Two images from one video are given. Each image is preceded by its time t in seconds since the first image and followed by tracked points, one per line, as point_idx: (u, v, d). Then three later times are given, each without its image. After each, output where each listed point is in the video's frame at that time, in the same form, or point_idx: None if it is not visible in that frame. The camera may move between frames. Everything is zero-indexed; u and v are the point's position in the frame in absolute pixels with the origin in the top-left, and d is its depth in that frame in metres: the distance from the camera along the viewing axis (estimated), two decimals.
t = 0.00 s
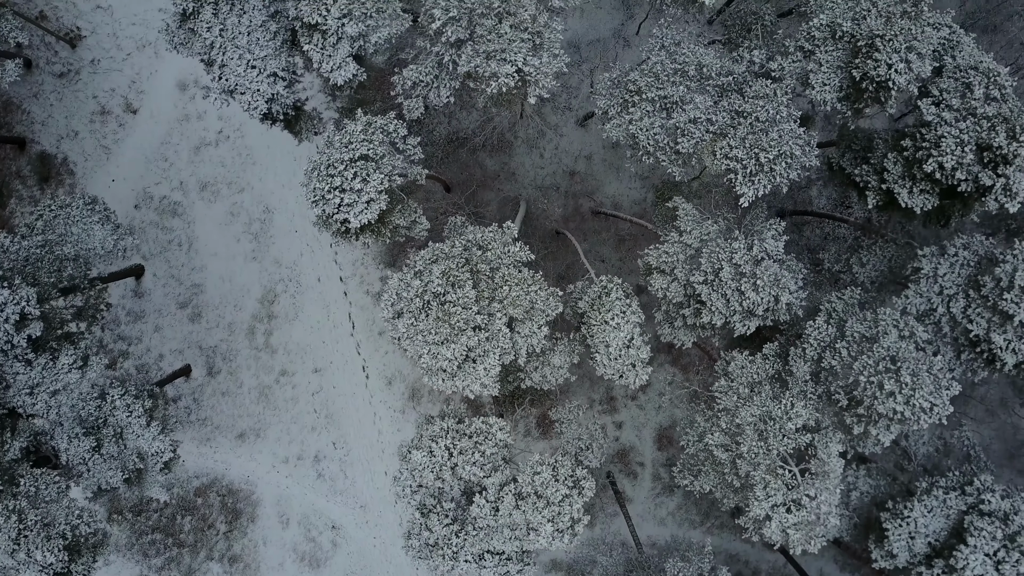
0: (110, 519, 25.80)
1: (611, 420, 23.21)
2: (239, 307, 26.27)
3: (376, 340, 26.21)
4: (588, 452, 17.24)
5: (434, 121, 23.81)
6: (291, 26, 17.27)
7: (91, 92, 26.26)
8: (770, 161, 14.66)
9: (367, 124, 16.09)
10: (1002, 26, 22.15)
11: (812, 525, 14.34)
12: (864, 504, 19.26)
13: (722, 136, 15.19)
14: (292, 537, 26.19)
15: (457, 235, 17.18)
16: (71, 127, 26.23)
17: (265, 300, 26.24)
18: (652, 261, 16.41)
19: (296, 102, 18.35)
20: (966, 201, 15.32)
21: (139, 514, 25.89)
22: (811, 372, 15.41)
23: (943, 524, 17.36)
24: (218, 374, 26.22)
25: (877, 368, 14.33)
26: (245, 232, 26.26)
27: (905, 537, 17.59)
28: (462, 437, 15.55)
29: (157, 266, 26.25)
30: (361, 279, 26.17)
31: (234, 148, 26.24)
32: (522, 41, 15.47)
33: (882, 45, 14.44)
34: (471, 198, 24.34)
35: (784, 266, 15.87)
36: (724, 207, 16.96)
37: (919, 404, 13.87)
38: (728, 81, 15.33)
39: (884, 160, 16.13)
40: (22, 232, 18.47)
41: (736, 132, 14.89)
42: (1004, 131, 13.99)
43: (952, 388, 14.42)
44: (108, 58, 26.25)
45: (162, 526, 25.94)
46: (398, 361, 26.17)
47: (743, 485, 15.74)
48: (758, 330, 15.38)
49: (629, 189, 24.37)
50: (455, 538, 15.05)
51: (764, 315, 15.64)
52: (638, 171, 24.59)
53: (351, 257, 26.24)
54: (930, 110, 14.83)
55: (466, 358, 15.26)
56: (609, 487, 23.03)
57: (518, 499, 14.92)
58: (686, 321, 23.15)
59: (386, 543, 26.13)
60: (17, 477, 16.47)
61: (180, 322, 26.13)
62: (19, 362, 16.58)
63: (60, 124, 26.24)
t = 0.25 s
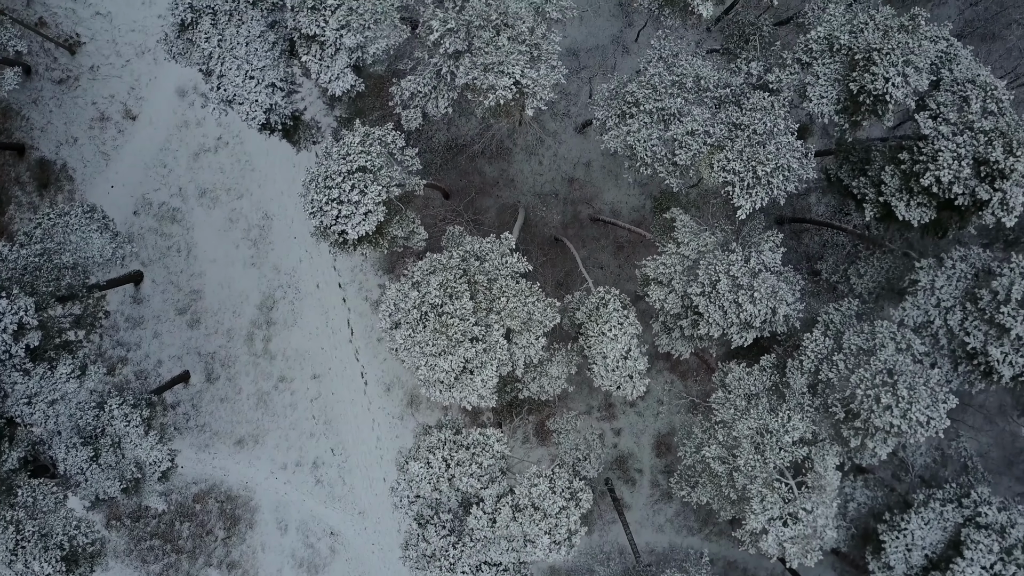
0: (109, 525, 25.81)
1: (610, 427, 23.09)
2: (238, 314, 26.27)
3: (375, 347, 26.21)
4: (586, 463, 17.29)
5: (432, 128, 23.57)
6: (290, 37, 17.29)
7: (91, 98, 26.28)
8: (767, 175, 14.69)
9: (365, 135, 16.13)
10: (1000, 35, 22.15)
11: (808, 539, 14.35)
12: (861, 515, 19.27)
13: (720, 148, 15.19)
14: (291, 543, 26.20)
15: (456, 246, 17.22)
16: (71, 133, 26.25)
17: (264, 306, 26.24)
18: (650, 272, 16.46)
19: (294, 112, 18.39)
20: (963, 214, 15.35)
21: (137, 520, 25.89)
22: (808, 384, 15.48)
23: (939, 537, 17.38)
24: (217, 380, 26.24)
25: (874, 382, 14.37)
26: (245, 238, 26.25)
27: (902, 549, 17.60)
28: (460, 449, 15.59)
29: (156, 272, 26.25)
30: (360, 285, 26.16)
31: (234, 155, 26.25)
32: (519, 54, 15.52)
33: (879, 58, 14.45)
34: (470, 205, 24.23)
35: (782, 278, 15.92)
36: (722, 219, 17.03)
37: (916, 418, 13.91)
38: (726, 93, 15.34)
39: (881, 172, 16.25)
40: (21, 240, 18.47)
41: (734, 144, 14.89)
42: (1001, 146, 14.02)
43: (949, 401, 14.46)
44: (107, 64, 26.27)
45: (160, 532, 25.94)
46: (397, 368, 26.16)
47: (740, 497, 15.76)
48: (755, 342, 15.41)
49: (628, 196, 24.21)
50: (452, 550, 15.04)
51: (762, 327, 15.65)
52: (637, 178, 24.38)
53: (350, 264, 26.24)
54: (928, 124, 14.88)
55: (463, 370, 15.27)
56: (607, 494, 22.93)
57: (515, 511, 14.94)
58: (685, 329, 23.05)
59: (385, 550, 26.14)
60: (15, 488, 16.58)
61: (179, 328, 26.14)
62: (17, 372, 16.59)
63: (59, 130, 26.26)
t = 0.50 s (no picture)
0: (107, 532, 25.82)
1: (609, 434, 23.04)
2: (237, 320, 26.29)
3: (374, 353, 26.20)
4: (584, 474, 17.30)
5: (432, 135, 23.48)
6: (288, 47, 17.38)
7: (90, 104, 26.32)
8: (764, 187, 14.72)
9: (363, 146, 16.22)
10: (999, 44, 22.17)
11: (805, 552, 14.36)
12: (858, 526, 19.29)
13: (718, 160, 15.22)
14: (289, 550, 26.20)
15: (454, 256, 17.25)
16: (70, 139, 26.28)
17: (263, 313, 26.25)
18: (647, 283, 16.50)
19: (292, 121, 18.42)
20: (961, 227, 15.38)
21: (135, 526, 25.89)
22: (805, 397, 15.56)
23: (936, 549, 17.38)
24: (216, 386, 26.26)
25: (871, 396, 14.42)
26: (244, 244, 26.26)
27: (899, 561, 17.60)
28: (457, 461, 15.64)
29: (154, 278, 26.28)
30: (359, 292, 26.14)
31: (233, 161, 26.26)
32: (517, 66, 15.59)
33: (876, 71, 14.48)
34: (469, 212, 24.24)
35: (779, 290, 15.97)
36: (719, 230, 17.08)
37: (912, 431, 13.95)
38: (723, 105, 15.43)
39: (878, 185, 16.31)
40: (20, 248, 18.46)
41: (731, 156, 14.92)
42: (998, 159, 14.06)
43: (945, 415, 14.49)
44: (106, 70, 26.30)
45: (159, 538, 25.94)
46: (395, 374, 26.14)
47: (738, 509, 15.77)
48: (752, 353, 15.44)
49: (626, 203, 24.16)
50: (449, 561, 15.03)
51: (760, 338, 15.66)
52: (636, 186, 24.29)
53: (349, 270, 26.24)
54: (924, 137, 14.90)
55: (461, 381, 15.29)
56: (604, 501, 22.92)
57: (512, 523, 14.95)
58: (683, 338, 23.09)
59: (383, 556, 26.12)
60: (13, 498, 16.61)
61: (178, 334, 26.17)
62: (15, 382, 16.65)
63: (58, 136, 26.29)
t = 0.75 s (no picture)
0: (106, 537, 25.85)
1: (608, 440, 22.99)
2: (236, 326, 26.30)
3: (373, 359, 26.15)
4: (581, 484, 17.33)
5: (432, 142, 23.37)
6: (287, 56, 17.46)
7: (90, 110, 26.35)
8: (762, 199, 14.74)
9: (361, 156, 16.37)
10: (997, 52, 22.18)
11: (801, 564, 14.37)
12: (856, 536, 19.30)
13: (715, 171, 15.26)
14: (288, 556, 26.22)
15: (452, 266, 17.33)
16: (70, 145, 26.32)
17: (262, 319, 26.25)
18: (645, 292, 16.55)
19: (291, 130, 18.43)
20: (958, 239, 15.42)
21: (134, 532, 25.91)
22: (802, 409, 15.68)
23: (933, 560, 17.40)
24: (215, 392, 26.27)
25: (868, 408, 14.51)
26: (243, 250, 26.25)
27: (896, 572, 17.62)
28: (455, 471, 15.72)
29: (153, 283, 26.30)
30: (358, 298, 26.10)
31: (232, 167, 26.26)
32: (515, 77, 15.64)
33: (873, 84, 14.53)
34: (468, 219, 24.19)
35: (777, 301, 16.03)
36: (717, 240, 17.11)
37: (909, 443, 13.99)
38: (721, 116, 15.53)
39: (876, 196, 16.31)
40: (19, 256, 18.44)
41: (729, 168, 14.96)
42: (995, 172, 14.19)
43: (942, 427, 14.53)
44: (106, 76, 26.32)
45: (157, 544, 25.96)
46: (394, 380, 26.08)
47: (735, 520, 15.79)
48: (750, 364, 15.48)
49: (624, 210, 24.02)
50: (447, 571, 15.06)
51: (757, 348, 15.68)
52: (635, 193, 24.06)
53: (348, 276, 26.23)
54: (922, 150, 14.95)
55: (459, 392, 15.30)
56: (602, 507, 22.90)
57: (509, 533, 14.97)
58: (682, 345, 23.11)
59: (382, 562, 26.08)
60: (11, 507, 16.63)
61: (177, 340, 26.19)
62: (14, 391, 16.68)
63: (57, 142, 26.32)
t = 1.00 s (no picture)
0: (104, 542, 25.89)
1: (606, 445, 23.01)
2: (235, 331, 26.31)
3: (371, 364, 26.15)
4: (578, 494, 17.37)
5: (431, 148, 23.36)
6: (285, 64, 17.46)
7: (89, 115, 26.37)
8: (759, 210, 14.75)
9: (360, 165, 16.31)
10: (994, 59, 22.17)
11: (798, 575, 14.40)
12: (853, 545, 19.33)
13: (713, 181, 15.28)
14: (286, 561, 26.24)
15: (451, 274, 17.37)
16: (69, 150, 26.34)
17: (260, 324, 26.25)
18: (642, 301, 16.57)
19: (289, 138, 18.46)
20: (955, 251, 15.44)
21: (132, 537, 25.94)
22: (800, 419, 15.70)
23: (930, 570, 17.44)
24: (213, 397, 26.28)
25: (865, 419, 14.50)
26: (242, 256, 26.25)
27: None
28: (452, 481, 15.77)
29: (152, 288, 26.32)
30: (356, 303, 26.09)
31: (231, 172, 26.25)
32: (513, 87, 15.68)
33: (870, 96, 14.56)
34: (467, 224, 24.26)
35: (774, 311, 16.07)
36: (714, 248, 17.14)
37: (906, 455, 14.01)
38: (719, 126, 15.58)
39: (873, 207, 16.39)
40: (17, 262, 18.46)
41: (726, 178, 14.97)
42: (992, 185, 14.23)
43: (939, 438, 14.56)
44: (105, 81, 26.34)
45: (156, 549, 26.00)
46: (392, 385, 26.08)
47: (732, 530, 15.84)
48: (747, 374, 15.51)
49: (622, 216, 24.00)
50: None
51: (755, 358, 15.70)
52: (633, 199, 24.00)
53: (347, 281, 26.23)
54: (919, 161, 14.97)
55: (456, 401, 15.31)
56: (601, 514, 22.91)
57: (506, 543, 14.99)
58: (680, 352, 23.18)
59: (380, 567, 26.06)
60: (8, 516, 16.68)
61: (176, 345, 26.22)
62: (12, 400, 16.71)
63: (57, 147, 26.35)
